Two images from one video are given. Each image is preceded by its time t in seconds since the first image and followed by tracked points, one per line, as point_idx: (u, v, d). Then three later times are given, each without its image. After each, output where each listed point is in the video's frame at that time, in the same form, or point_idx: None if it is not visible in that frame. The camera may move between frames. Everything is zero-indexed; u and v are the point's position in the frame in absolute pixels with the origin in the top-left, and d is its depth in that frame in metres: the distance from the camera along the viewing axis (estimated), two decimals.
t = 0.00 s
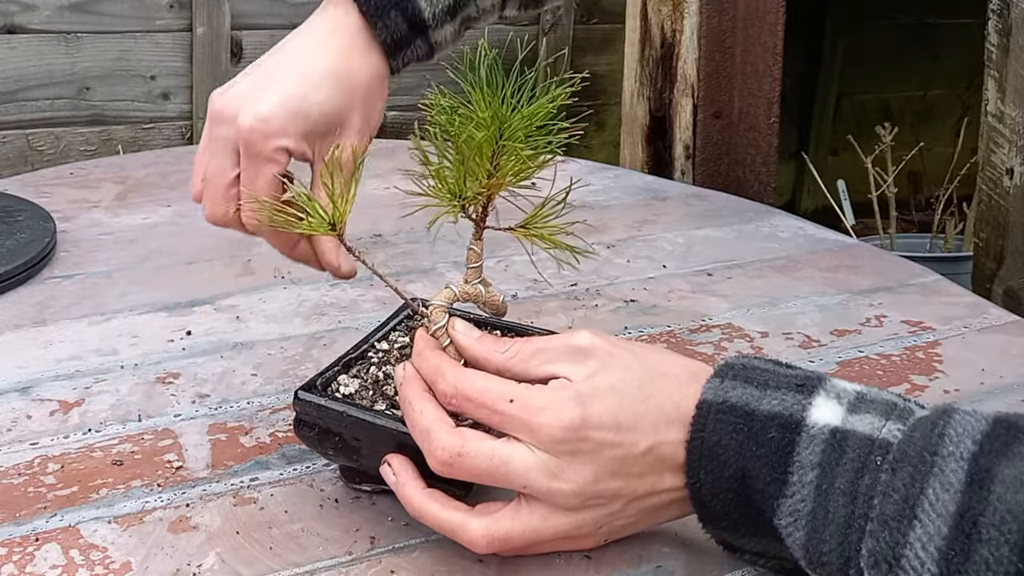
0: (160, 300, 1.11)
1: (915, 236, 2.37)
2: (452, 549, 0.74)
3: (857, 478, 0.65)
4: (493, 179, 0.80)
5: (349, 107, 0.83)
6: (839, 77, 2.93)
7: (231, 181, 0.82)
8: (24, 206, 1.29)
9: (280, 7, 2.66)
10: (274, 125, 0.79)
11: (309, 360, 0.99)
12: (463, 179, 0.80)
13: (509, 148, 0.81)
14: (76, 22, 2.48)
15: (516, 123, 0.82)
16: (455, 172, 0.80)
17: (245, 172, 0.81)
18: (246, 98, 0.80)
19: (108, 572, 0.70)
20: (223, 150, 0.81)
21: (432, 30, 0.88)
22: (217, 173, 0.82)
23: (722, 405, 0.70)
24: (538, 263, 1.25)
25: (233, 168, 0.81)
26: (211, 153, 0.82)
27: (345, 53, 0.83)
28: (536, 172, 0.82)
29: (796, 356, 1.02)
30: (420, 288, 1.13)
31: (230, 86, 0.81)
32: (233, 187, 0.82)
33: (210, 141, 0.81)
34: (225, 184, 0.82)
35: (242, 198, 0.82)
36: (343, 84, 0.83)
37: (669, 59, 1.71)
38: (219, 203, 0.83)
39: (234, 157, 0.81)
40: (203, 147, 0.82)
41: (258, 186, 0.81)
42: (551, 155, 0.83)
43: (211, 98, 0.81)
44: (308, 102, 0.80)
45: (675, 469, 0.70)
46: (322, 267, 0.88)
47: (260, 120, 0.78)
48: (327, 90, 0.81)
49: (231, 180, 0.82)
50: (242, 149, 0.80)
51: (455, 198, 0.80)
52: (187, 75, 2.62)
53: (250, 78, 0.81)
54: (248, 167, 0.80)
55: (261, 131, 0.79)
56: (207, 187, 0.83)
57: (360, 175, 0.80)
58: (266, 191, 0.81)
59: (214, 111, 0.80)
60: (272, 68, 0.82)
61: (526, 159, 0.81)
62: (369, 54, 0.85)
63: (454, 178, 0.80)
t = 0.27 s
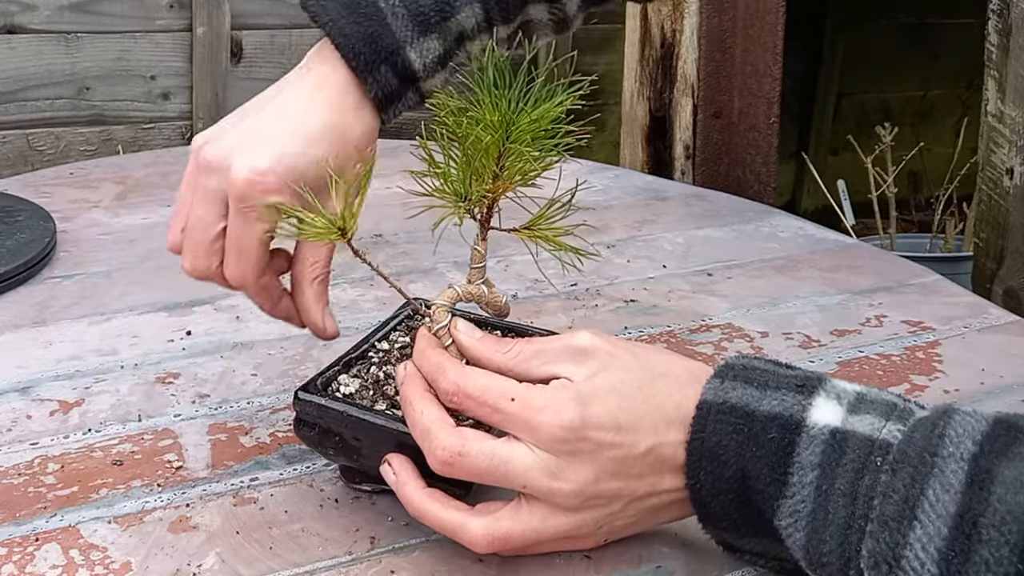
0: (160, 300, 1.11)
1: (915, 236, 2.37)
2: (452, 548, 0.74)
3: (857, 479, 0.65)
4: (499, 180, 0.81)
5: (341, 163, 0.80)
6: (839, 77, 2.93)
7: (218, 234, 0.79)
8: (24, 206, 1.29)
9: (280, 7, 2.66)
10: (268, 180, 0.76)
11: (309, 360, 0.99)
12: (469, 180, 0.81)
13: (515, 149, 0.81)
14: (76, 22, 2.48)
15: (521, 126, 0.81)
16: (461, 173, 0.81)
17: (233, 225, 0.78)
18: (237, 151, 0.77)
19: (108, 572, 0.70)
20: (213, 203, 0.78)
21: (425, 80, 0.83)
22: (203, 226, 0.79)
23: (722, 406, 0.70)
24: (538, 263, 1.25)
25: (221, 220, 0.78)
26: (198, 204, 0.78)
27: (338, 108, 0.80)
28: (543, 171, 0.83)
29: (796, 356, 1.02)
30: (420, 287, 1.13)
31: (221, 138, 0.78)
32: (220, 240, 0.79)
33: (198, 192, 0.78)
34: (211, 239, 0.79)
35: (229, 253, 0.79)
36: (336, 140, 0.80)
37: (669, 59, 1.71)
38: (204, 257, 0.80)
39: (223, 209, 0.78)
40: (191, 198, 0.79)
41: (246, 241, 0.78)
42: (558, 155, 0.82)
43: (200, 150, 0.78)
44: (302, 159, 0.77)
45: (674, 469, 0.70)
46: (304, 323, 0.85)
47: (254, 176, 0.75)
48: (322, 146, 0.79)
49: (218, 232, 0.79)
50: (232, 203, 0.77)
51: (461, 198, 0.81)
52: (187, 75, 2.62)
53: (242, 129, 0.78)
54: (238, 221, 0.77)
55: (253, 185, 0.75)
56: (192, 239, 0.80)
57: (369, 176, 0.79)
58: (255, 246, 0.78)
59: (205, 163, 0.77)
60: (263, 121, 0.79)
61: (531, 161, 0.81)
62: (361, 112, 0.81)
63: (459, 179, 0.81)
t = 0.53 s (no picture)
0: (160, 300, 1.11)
1: (915, 236, 2.37)
2: (452, 548, 0.74)
3: (857, 478, 0.65)
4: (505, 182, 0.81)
5: (281, 182, 0.74)
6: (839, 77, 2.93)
7: (157, 283, 0.72)
8: (24, 206, 1.29)
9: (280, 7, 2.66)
10: (195, 214, 0.69)
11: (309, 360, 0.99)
12: (475, 181, 0.80)
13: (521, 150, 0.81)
14: (76, 22, 2.48)
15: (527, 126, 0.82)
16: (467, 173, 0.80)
17: (170, 269, 0.71)
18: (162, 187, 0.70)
19: (108, 572, 0.70)
20: (144, 248, 0.71)
21: (370, 93, 0.76)
22: (139, 274, 0.72)
23: (723, 406, 0.70)
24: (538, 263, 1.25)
25: (158, 266, 0.72)
26: (129, 253, 0.72)
27: (272, 123, 0.73)
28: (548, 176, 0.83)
29: (796, 356, 1.02)
30: (420, 287, 1.13)
31: (142, 176, 0.71)
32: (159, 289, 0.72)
33: (126, 240, 0.71)
34: (151, 288, 0.72)
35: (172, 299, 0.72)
36: (271, 157, 0.73)
37: (669, 59, 1.71)
38: (145, 308, 0.73)
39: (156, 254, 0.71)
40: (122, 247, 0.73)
41: (186, 283, 0.71)
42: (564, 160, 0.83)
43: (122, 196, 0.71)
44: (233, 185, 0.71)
45: (675, 469, 0.70)
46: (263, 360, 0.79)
47: (180, 211, 0.69)
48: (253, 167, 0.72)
49: (156, 280, 0.72)
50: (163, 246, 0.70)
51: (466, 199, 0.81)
52: (187, 75, 2.62)
53: (165, 166, 0.72)
54: (173, 264, 0.71)
55: (182, 222, 0.69)
56: (129, 290, 0.73)
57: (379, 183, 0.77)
58: (196, 287, 0.71)
59: (128, 207, 0.71)
60: (188, 153, 0.72)
61: (537, 165, 0.82)
62: (297, 127, 0.74)
63: (464, 179, 0.80)
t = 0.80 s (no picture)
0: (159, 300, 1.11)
1: (916, 236, 2.37)
2: (452, 548, 0.74)
3: (857, 478, 0.65)
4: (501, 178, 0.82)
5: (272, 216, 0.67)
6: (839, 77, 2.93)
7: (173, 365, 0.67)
8: (24, 206, 1.29)
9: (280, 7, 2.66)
10: (194, 291, 0.63)
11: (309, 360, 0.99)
12: (471, 180, 0.82)
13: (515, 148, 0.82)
14: (75, 22, 2.48)
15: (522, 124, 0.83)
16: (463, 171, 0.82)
17: (182, 353, 0.65)
18: (152, 266, 0.63)
19: (108, 572, 0.70)
20: (149, 335, 0.65)
21: (354, 97, 0.73)
22: (152, 362, 0.66)
23: (723, 406, 0.70)
24: (538, 263, 1.25)
25: (167, 348, 0.66)
26: (133, 340, 0.66)
27: (254, 152, 0.68)
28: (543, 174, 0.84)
29: (796, 356, 1.02)
30: (420, 287, 1.13)
31: (125, 259, 0.65)
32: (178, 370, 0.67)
33: (128, 331, 0.66)
34: (168, 372, 0.67)
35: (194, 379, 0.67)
36: (256, 196, 0.67)
37: (669, 59, 1.71)
38: (169, 393, 0.68)
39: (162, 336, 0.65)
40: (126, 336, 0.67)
41: (205, 360, 0.66)
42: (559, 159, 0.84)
43: (108, 287, 0.65)
44: (225, 242, 0.64)
45: (675, 468, 0.70)
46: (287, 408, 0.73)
47: (176, 292, 0.62)
48: (237, 213, 0.66)
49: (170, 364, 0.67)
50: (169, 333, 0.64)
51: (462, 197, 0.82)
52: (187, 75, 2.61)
53: (144, 238, 0.65)
54: (186, 347, 0.65)
55: (186, 303, 0.63)
56: (146, 379, 0.67)
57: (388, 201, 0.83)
58: (215, 360, 0.66)
59: (121, 297, 0.64)
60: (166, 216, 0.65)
61: (532, 161, 0.83)
62: (278, 144, 0.70)
63: (460, 178, 0.82)
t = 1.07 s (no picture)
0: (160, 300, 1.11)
1: (915, 236, 2.37)
2: (452, 548, 0.74)
3: (857, 477, 0.65)
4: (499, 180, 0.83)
5: (332, 215, 0.60)
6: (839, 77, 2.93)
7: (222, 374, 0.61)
8: (25, 206, 1.29)
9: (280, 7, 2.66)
10: (259, 306, 0.56)
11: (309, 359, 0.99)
12: (470, 181, 0.83)
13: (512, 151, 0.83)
14: (76, 22, 2.48)
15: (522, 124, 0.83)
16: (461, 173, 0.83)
17: (237, 366, 0.59)
18: (207, 274, 0.57)
19: (108, 572, 0.70)
20: (199, 345, 0.59)
21: (402, 78, 0.66)
22: (200, 372, 0.60)
23: (722, 405, 0.70)
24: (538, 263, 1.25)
25: (217, 357, 0.60)
26: (184, 350, 0.59)
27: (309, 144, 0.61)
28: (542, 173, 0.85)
29: (796, 356, 1.02)
30: (420, 287, 1.13)
31: (172, 264, 0.57)
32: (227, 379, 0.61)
33: (173, 340, 0.59)
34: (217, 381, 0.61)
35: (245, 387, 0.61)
36: (313, 191, 0.60)
37: (669, 59, 1.71)
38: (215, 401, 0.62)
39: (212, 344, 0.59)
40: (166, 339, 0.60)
41: (262, 371, 0.60)
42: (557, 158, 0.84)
43: (150, 293, 0.57)
44: (286, 249, 0.58)
45: (675, 467, 0.70)
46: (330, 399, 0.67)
47: (240, 310, 0.56)
48: (295, 213, 0.58)
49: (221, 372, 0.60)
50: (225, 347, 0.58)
51: (460, 198, 0.83)
52: (187, 75, 2.62)
53: (189, 237, 0.58)
54: (243, 361, 0.59)
55: (251, 321, 0.56)
56: (191, 387, 0.61)
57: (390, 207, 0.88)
58: (272, 370, 0.60)
59: (168, 306, 0.57)
60: (214, 212, 0.58)
61: (532, 160, 0.84)
62: (331, 137, 0.63)
63: (459, 178, 0.83)
